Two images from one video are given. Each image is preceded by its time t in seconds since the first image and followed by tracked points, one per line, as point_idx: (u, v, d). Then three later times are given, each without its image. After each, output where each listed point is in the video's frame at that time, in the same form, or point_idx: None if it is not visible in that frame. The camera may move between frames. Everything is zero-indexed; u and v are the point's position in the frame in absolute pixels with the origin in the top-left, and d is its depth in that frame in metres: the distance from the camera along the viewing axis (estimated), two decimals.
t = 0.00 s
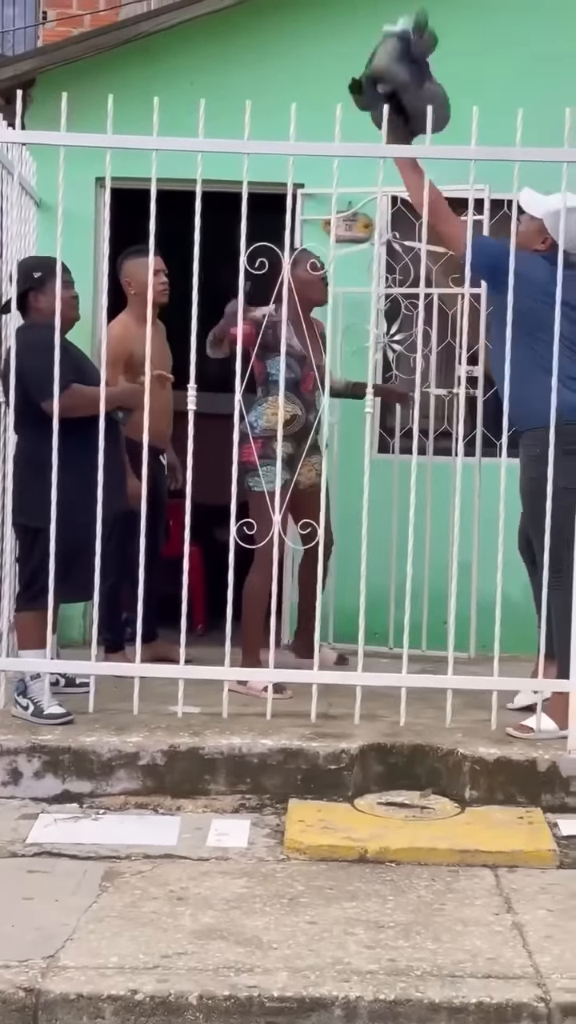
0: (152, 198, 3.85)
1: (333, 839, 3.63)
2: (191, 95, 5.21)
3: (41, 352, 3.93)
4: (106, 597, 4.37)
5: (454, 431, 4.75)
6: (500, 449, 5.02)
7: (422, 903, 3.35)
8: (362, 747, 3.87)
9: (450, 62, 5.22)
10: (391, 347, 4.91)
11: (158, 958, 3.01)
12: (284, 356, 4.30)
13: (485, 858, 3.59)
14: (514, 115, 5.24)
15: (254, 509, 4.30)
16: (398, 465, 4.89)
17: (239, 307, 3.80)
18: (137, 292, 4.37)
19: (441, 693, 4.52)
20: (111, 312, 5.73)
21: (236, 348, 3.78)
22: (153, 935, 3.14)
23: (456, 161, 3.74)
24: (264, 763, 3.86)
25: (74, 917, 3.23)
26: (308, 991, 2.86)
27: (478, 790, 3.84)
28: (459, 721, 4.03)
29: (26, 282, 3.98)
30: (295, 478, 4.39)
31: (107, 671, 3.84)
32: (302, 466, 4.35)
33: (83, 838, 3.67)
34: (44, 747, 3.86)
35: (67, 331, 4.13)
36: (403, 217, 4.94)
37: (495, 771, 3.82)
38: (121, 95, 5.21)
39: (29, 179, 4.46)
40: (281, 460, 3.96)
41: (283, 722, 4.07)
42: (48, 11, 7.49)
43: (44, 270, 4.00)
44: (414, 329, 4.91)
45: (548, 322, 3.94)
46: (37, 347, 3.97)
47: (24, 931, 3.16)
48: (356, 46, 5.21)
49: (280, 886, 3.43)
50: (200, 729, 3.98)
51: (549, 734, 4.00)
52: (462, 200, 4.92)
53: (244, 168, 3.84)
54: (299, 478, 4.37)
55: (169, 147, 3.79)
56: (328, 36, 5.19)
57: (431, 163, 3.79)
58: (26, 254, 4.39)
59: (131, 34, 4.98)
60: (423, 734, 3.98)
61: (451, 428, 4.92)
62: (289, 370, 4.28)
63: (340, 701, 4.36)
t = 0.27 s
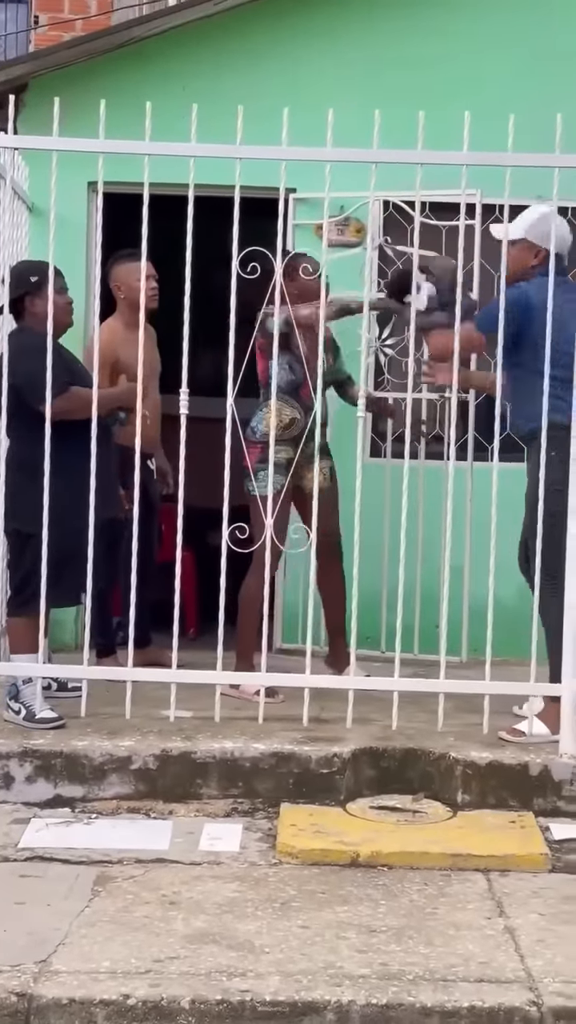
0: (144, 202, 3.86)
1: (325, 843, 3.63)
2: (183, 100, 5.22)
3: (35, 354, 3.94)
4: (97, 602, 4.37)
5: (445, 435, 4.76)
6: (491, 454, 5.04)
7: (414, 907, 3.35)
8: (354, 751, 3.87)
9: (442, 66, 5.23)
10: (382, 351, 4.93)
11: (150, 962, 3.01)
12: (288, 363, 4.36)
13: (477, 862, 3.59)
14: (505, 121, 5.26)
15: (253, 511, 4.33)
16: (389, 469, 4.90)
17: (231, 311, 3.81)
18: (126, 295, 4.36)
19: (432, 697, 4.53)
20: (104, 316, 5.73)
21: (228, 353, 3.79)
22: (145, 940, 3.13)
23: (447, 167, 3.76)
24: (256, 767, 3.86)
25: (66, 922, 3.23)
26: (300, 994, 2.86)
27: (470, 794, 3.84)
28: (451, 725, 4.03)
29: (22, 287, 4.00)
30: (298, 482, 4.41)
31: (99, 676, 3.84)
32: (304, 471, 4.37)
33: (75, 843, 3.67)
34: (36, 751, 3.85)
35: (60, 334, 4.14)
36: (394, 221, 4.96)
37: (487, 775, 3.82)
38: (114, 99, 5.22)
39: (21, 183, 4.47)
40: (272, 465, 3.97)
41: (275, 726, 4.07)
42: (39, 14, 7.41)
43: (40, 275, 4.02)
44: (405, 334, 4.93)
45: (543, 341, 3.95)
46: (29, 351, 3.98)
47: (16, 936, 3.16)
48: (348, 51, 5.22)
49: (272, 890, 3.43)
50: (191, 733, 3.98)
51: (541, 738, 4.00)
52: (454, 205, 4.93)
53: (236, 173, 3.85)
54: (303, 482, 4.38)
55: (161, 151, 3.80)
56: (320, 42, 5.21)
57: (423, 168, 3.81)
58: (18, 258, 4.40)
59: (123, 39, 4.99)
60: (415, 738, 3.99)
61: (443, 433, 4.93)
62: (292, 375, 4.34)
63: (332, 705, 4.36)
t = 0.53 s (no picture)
0: (135, 205, 3.86)
1: (316, 845, 3.63)
2: (174, 103, 5.22)
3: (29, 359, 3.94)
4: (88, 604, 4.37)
5: (436, 438, 4.78)
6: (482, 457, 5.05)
7: (404, 909, 3.36)
8: (345, 753, 3.88)
9: (433, 69, 5.24)
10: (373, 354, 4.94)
11: (141, 964, 3.01)
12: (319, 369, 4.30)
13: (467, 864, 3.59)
14: (495, 124, 5.28)
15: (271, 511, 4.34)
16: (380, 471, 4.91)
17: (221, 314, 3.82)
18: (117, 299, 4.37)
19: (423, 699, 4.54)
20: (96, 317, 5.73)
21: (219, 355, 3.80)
22: (136, 942, 3.14)
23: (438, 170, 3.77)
24: (247, 768, 3.86)
25: (56, 924, 3.23)
26: (291, 996, 2.86)
27: (460, 796, 3.85)
28: (442, 727, 4.04)
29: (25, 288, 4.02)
30: (315, 485, 4.38)
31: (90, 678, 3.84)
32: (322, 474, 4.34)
33: (66, 845, 3.67)
34: (26, 754, 3.85)
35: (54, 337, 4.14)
36: (385, 224, 4.97)
37: (477, 777, 3.83)
38: (105, 100, 5.22)
39: (13, 185, 4.48)
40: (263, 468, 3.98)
41: (266, 728, 4.07)
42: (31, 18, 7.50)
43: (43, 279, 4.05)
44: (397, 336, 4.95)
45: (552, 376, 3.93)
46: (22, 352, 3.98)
47: (7, 938, 3.15)
48: (339, 54, 5.23)
49: (262, 892, 3.44)
50: (182, 735, 3.98)
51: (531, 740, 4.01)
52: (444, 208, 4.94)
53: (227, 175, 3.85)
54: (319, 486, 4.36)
55: (152, 154, 3.80)
56: (311, 45, 5.22)
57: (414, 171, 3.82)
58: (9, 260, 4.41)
59: (114, 41, 4.99)
60: (406, 739, 3.99)
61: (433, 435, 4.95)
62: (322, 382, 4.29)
63: (322, 706, 4.37)
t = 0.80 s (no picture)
0: (124, 204, 3.85)
1: (304, 845, 3.64)
2: (163, 103, 5.23)
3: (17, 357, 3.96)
4: (76, 603, 4.37)
5: (425, 438, 4.79)
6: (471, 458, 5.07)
7: (392, 909, 3.36)
8: (333, 753, 3.88)
9: (422, 70, 5.25)
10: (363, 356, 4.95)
11: (129, 964, 3.01)
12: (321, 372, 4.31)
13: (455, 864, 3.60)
14: (484, 125, 5.29)
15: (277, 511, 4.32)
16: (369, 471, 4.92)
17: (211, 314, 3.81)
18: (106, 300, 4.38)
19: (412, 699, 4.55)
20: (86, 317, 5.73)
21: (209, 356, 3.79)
22: (125, 941, 3.14)
23: (427, 170, 3.77)
24: (236, 768, 3.86)
25: (45, 924, 3.23)
26: (279, 996, 2.86)
27: (449, 796, 3.85)
28: (431, 727, 4.04)
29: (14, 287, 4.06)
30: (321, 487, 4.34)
31: (79, 679, 3.83)
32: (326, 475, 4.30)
33: (55, 845, 3.67)
34: (15, 754, 3.84)
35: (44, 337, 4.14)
36: (374, 225, 4.98)
37: (466, 777, 3.84)
38: (94, 101, 5.23)
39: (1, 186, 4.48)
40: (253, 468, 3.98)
41: (255, 728, 4.08)
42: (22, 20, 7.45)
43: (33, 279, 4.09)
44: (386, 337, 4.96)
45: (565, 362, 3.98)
46: (12, 351, 3.96)
47: None
48: (328, 54, 5.23)
49: (251, 892, 3.44)
50: (171, 736, 3.99)
51: (520, 741, 4.01)
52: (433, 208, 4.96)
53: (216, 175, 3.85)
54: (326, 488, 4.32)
55: (141, 154, 3.80)
56: (299, 46, 5.22)
57: (403, 171, 3.82)
58: None
59: (103, 41, 4.98)
60: (395, 740, 4.00)
61: (423, 436, 4.96)
62: (323, 384, 4.30)
63: (311, 707, 4.37)
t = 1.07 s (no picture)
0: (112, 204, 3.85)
1: (293, 844, 3.64)
2: (152, 103, 5.22)
3: None
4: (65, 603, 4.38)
5: (414, 438, 4.80)
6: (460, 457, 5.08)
7: (381, 907, 3.37)
8: (323, 753, 3.88)
9: (410, 69, 5.26)
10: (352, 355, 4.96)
11: (118, 963, 3.01)
12: (309, 371, 4.33)
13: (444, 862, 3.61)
14: (473, 124, 5.29)
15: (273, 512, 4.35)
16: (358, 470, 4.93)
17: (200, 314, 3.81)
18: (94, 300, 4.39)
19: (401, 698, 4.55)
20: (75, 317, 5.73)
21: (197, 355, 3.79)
22: (113, 941, 3.14)
23: (415, 170, 3.77)
24: (225, 768, 3.87)
25: (33, 924, 3.22)
26: (267, 995, 2.86)
27: (438, 795, 3.86)
28: (420, 727, 4.05)
29: None
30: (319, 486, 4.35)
31: (67, 678, 3.83)
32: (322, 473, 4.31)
33: (43, 845, 3.67)
34: (3, 754, 3.84)
35: (30, 337, 4.14)
36: (364, 224, 4.99)
37: (455, 776, 3.84)
38: (82, 100, 5.23)
39: None
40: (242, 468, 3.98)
41: (244, 728, 4.08)
42: (9, 16, 6.91)
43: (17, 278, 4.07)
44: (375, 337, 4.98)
45: None
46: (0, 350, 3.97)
47: None
48: (317, 53, 5.24)
49: (240, 891, 3.44)
50: (160, 735, 3.99)
51: (509, 740, 4.02)
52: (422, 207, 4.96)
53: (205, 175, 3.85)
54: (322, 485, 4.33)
55: (129, 153, 3.80)
56: (288, 45, 5.22)
57: (391, 171, 3.82)
58: None
59: (91, 40, 4.98)
60: (384, 739, 4.00)
61: (412, 435, 4.97)
62: (312, 382, 4.31)
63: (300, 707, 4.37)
